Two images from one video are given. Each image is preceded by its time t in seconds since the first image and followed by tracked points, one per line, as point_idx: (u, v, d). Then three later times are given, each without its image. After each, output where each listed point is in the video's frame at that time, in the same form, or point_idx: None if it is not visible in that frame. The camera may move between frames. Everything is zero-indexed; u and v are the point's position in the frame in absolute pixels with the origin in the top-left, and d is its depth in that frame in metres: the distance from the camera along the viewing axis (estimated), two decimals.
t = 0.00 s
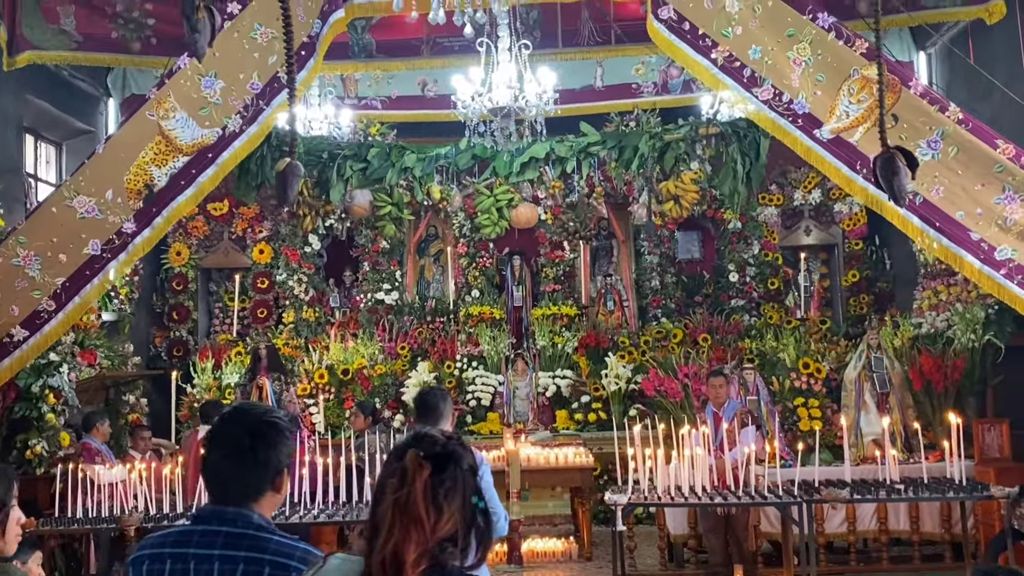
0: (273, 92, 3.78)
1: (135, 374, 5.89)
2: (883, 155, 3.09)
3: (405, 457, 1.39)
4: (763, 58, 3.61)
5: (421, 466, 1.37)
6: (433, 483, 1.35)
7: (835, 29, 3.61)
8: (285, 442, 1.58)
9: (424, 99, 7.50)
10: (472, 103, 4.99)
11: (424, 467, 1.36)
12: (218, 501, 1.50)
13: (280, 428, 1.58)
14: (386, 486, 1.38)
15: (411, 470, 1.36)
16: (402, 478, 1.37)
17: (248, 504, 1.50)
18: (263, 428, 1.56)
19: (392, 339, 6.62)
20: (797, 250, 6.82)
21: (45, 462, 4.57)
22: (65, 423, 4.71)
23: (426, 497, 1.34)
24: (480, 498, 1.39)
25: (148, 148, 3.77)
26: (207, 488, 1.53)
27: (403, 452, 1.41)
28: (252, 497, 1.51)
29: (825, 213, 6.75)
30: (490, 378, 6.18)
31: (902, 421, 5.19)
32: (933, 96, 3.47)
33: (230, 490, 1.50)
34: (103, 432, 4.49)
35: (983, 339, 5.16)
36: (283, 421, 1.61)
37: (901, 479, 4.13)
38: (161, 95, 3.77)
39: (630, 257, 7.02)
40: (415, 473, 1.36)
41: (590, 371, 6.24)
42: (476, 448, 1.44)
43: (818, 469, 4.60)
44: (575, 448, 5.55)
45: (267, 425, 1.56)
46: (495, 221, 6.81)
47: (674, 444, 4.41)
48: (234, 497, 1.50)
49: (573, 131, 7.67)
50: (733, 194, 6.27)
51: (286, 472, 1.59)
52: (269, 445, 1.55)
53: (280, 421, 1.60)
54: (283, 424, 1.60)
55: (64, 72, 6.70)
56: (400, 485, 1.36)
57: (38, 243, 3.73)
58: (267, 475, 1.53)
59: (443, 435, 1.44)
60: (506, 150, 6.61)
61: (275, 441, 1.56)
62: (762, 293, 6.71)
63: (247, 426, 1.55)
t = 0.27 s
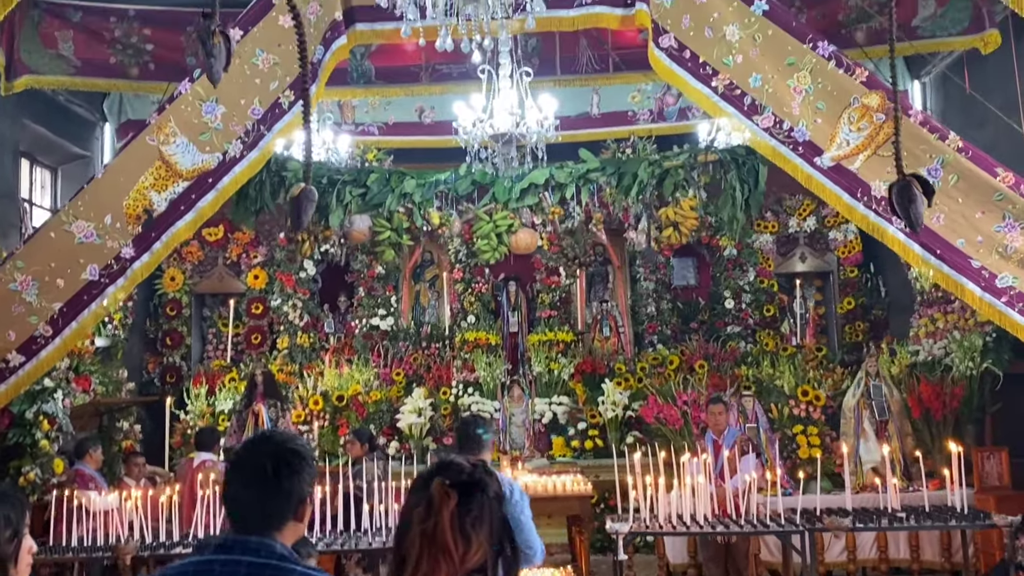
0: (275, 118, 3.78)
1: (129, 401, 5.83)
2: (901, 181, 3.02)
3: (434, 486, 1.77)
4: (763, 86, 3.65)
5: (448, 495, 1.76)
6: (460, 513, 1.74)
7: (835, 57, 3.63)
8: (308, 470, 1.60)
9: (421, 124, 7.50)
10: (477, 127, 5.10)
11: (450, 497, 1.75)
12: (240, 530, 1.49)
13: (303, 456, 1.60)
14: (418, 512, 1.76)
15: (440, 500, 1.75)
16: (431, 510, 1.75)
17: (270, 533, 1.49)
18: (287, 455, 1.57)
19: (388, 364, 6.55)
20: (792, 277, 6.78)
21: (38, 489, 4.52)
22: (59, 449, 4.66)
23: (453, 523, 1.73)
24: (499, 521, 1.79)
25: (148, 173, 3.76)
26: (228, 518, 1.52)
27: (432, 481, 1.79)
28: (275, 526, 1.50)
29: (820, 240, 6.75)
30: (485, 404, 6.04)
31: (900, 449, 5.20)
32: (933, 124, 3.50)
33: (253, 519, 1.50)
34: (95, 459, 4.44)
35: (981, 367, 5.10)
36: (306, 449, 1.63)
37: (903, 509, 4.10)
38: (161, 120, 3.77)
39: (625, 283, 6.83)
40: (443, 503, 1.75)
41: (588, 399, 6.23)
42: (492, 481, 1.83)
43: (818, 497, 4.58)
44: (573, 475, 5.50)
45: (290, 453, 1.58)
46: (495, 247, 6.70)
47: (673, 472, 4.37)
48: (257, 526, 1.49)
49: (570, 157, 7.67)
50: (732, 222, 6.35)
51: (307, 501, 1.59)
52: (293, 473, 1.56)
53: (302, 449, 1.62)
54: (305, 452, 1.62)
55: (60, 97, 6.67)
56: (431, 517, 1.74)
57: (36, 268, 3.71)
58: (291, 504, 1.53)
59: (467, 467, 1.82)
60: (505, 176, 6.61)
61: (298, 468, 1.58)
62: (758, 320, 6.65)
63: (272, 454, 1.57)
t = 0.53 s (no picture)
0: (276, 142, 3.80)
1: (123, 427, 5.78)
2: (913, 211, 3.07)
3: (463, 521, 1.70)
4: (763, 114, 3.68)
5: (478, 532, 1.69)
6: (490, 551, 1.68)
7: (836, 85, 3.65)
8: (329, 501, 1.67)
9: (418, 150, 7.48)
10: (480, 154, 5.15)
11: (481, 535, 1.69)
12: (263, 561, 1.59)
13: (325, 486, 1.67)
14: (445, 549, 1.69)
15: (470, 537, 1.69)
16: (461, 546, 1.69)
17: (292, 566, 1.58)
18: (308, 487, 1.64)
19: (382, 390, 6.42)
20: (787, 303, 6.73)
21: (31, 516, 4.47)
22: (53, 476, 4.62)
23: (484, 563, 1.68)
24: (527, 557, 1.75)
25: (148, 198, 3.75)
26: (253, 547, 1.62)
27: (459, 515, 1.72)
28: (297, 558, 1.59)
29: (815, 266, 6.77)
30: (481, 431, 6.01)
31: (900, 477, 5.18)
32: (934, 152, 3.53)
33: (277, 551, 1.59)
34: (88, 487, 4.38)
35: (980, 395, 5.11)
36: (326, 480, 1.70)
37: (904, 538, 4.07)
38: (162, 145, 3.76)
39: (621, 308, 6.68)
40: (474, 540, 1.68)
41: (583, 425, 6.08)
42: (520, 513, 1.79)
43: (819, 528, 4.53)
44: (571, 504, 5.46)
45: (313, 485, 1.65)
46: (493, 272, 6.59)
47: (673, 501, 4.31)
48: (279, 557, 1.59)
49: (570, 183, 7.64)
50: (731, 248, 6.36)
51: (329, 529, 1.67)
52: (315, 505, 1.63)
53: (323, 480, 1.69)
54: (327, 482, 1.69)
55: (57, 121, 6.60)
56: (461, 554, 1.68)
57: (32, 293, 3.68)
58: (313, 537, 1.61)
59: (495, 500, 1.76)
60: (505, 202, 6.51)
61: (320, 500, 1.64)
62: (754, 346, 6.62)
63: (294, 486, 1.64)
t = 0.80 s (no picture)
0: (276, 167, 3.79)
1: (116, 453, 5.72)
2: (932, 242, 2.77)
3: (489, 554, 1.73)
4: (763, 141, 3.70)
5: (504, 566, 1.72)
6: None
7: (835, 113, 3.67)
8: (345, 530, 1.65)
9: (415, 174, 7.41)
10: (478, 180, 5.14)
11: (507, 567, 1.72)
12: None
13: (339, 517, 1.65)
14: None
15: (496, 569, 1.72)
16: None
17: None
18: (324, 519, 1.63)
19: (376, 416, 6.41)
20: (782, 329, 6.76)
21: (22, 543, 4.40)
22: (45, 502, 4.56)
23: None
24: None
25: (146, 223, 3.73)
26: None
27: (486, 547, 1.74)
28: None
29: (809, 293, 6.76)
30: (476, 457, 5.96)
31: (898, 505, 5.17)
32: (931, 181, 3.56)
33: None
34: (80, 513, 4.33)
35: (978, 423, 5.09)
36: (342, 510, 1.67)
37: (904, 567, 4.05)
38: (161, 170, 3.77)
39: (616, 334, 6.65)
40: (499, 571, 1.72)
41: (579, 451, 6.02)
42: (546, 546, 1.80)
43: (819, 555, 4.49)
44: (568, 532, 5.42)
45: (329, 515, 1.64)
46: (491, 298, 6.62)
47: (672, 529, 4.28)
48: None
49: (569, 210, 7.59)
50: (728, 274, 6.35)
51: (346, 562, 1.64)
52: (330, 535, 1.61)
53: (339, 510, 1.67)
54: (342, 512, 1.67)
55: (51, 144, 6.59)
56: None
57: (29, 317, 3.66)
58: (326, 567, 1.59)
59: (522, 532, 1.78)
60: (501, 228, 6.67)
61: (335, 530, 1.63)
62: (750, 372, 6.54)
63: (310, 516, 1.63)
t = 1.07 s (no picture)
0: (274, 193, 3.83)
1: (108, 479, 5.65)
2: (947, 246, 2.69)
3: None
4: (760, 169, 3.73)
5: None
6: None
7: (831, 142, 3.70)
8: (354, 565, 1.74)
9: (410, 200, 7.37)
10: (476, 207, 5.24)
11: None
12: None
13: (350, 551, 1.74)
14: None
15: None
16: None
17: None
18: (335, 553, 1.71)
19: (370, 443, 6.35)
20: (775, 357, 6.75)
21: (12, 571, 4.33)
22: (36, 529, 4.49)
23: None
24: None
25: (144, 248, 3.74)
26: None
27: None
28: None
29: (802, 320, 6.79)
30: (469, 484, 5.94)
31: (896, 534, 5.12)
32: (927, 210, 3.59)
33: None
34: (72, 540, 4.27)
35: (972, 451, 5.07)
36: (352, 544, 1.76)
37: None
38: (159, 195, 3.77)
39: (611, 360, 6.65)
40: None
41: (574, 479, 5.97)
42: None
43: None
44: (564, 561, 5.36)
45: (338, 549, 1.72)
46: (488, 323, 6.54)
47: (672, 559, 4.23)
48: None
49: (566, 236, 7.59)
50: (726, 302, 6.25)
51: None
52: (341, 567, 1.71)
53: (349, 543, 1.76)
54: (352, 545, 1.76)
55: (48, 169, 6.56)
56: None
57: (24, 343, 3.63)
58: None
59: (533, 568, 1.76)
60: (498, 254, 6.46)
61: (345, 563, 1.72)
62: (744, 400, 6.55)
63: (320, 551, 1.71)
